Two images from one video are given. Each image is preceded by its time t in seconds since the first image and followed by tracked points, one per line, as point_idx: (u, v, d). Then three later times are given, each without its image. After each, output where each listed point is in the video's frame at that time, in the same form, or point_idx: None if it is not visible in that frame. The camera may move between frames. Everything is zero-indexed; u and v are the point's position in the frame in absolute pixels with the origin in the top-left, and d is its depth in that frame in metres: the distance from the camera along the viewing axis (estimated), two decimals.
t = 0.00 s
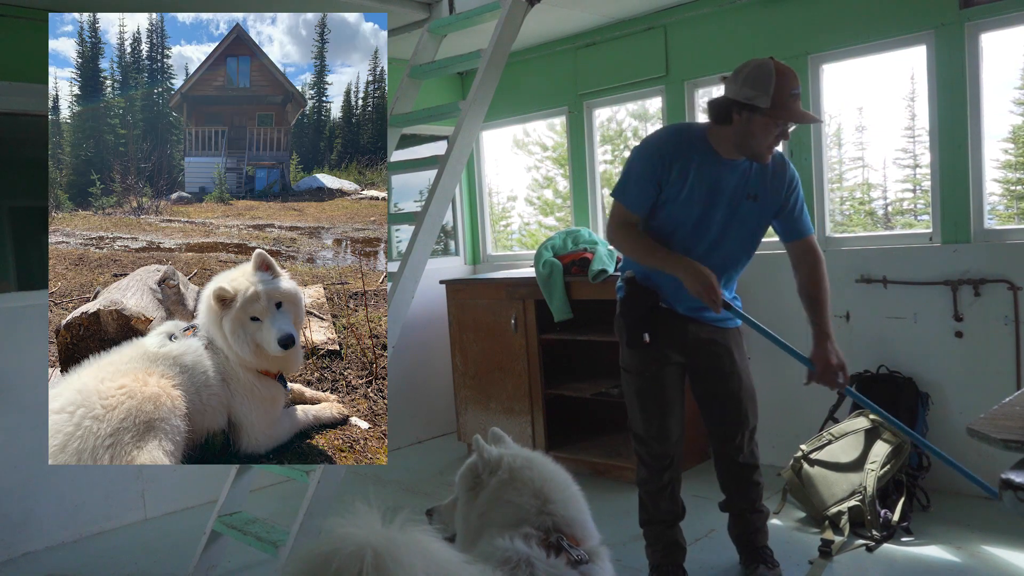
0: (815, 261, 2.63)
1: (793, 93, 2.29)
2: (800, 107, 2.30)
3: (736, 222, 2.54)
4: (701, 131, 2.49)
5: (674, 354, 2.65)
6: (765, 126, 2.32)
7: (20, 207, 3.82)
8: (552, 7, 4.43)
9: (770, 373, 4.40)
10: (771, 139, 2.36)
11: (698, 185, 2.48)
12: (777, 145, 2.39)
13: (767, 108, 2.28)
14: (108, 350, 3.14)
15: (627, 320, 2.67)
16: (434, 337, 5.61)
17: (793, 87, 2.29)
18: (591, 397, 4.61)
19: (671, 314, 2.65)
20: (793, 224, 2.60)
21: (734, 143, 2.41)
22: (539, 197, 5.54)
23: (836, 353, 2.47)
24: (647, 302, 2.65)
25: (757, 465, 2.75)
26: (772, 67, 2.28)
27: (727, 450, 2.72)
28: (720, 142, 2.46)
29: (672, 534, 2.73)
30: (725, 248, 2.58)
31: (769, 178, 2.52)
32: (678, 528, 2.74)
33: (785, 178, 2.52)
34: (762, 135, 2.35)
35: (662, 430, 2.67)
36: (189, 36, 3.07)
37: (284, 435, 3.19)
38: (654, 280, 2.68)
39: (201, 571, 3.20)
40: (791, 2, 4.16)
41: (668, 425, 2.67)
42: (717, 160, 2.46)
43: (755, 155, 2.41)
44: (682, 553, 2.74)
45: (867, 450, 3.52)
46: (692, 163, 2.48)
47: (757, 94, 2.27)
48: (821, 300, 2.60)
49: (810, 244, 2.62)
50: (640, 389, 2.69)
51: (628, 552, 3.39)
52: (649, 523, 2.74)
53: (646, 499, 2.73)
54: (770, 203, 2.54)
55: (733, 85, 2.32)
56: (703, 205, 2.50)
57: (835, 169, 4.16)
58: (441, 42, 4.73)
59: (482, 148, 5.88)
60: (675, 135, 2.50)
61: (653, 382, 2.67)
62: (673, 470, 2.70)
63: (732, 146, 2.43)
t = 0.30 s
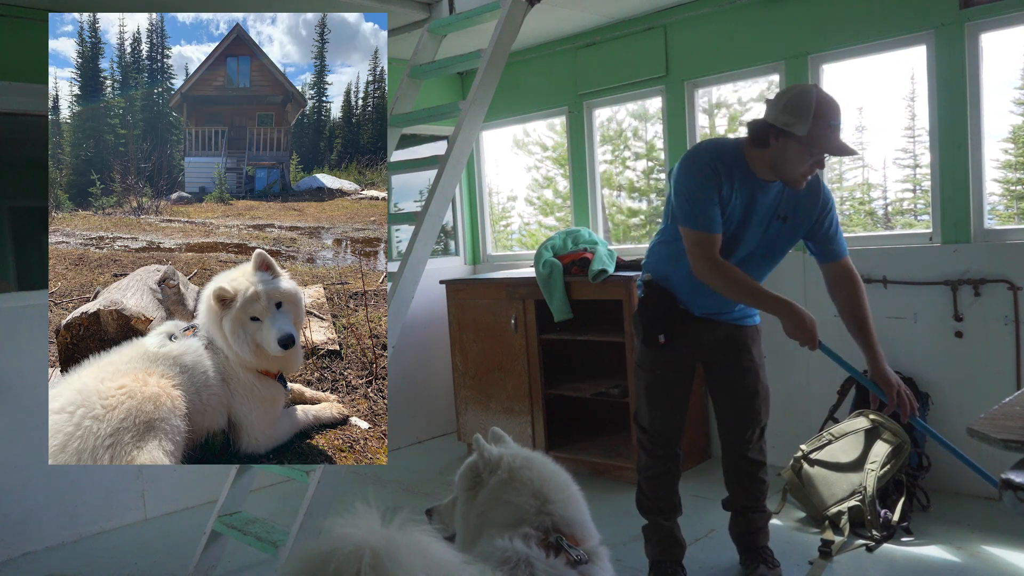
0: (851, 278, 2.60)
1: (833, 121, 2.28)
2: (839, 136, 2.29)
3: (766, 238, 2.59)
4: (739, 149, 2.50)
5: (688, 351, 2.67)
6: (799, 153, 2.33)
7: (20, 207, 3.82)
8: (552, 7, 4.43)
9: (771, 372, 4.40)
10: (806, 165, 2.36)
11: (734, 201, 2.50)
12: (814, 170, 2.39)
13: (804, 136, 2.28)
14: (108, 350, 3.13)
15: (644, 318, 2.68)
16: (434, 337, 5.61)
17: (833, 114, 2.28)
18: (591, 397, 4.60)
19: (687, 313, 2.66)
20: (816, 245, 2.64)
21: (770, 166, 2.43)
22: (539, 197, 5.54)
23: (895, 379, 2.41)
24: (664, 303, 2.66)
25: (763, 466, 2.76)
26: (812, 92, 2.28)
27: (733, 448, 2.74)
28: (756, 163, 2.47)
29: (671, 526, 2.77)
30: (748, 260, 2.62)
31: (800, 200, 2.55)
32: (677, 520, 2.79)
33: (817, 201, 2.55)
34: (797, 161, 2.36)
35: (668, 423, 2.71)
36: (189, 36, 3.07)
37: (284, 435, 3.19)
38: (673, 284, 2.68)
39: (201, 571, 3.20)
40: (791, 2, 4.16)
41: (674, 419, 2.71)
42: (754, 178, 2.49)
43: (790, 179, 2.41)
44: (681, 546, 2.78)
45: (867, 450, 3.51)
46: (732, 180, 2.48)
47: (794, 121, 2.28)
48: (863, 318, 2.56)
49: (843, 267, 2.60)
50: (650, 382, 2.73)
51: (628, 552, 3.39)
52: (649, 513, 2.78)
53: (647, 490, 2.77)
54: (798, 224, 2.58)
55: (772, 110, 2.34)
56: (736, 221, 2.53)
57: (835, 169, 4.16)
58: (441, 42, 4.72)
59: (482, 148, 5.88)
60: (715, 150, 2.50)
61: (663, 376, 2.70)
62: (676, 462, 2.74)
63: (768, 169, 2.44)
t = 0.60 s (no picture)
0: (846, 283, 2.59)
1: (844, 127, 2.24)
2: (851, 142, 2.24)
3: (772, 238, 2.56)
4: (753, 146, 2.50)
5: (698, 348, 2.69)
6: (809, 155, 2.31)
7: (21, 207, 3.82)
8: (552, 7, 4.43)
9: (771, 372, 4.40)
10: (815, 169, 2.33)
11: (736, 199, 2.51)
12: (824, 174, 2.36)
13: (812, 140, 2.26)
14: (108, 350, 3.13)
15: (658, 310, 2.74)
16: (434, 337, 5.61)
17: (845, 120, 2.23)
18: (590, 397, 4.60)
19: (697, 308, 2.68)
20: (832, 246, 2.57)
21: (782, 167, 2.42)
22: (539, 197, 5.54)
23: (842, 398, 2.50)
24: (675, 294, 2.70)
25: (769, 469, 2.75)
26: (825, 96, 2.24)
27: (738, 449, 2.73)
28: (770, 164, 2.46)
29: (673, 521, 2.79)
30: (758, 260, 2.59)
31: (813, 199, 2.49)
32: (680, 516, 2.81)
33: (829, 199, 2.49)
34: (805, 164, 2.34)
35: (676, 418, 2.74)
36: (189, 36, 3.07)
37: (284, 435, 3.19)
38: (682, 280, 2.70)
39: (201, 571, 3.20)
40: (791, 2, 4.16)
41: (683, 415, 2.74)
42: (759, 176, 2.47)
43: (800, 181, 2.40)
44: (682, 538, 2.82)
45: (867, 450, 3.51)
46: (734, 178, 2.49)
47: (804, 124, 2.26)
48: (841, 320, 2.59)
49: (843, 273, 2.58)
50: (661, 376, 2.78)
51: (628, 551, 3.39)
52: (654, 505, 2.82)
53: (654, 484, 2.80)
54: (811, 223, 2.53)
55: (784, 111, 2.33)
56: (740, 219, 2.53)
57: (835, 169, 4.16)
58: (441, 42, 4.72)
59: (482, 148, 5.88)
60: (720, 145, 2.51)
61: (673, 371, 2.74)
62: (682, 459, 2.76)
63: (779, 169, 2.43)
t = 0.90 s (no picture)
0: (799, 262, 2.56)
1: (833, 98, 2.27)
2: (840, 113, 2.28)
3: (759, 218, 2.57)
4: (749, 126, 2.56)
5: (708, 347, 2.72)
6: (801, 126, 2.34)
7: (21, 207, 3.82)
8: (553, 7, 4.43)
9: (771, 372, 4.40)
10: (806, 142, 2.36)
11: (730, 180, 2.58)
12: (817, 148, 2.38)
13: (802, 110, 2.30)
14: (108, 350, 3.13)
15: (669, 307, 2.77)
16: (434, 337, 5.61)
17: (834, 91, 2.27)
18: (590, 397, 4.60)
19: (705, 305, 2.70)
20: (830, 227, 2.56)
21: (776, 143, 2.46)
22: (539, 197, 5.54)
23: (727, 343, 2.51)
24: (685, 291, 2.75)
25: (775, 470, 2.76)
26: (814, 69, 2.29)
27: (746, 449, 2.75)
28: (765, 143, 2.50)
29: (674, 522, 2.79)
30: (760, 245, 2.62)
31: (808, 176, 2.52)
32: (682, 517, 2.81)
33: (819, 180, 2.53)
34: (797, 137, 2.37)
35: (683, 418, 2.74)
36: (189, 36, 3.07)
37: (284, 435, 3.19)
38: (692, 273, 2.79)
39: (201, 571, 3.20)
40: (791, 2, 4.16)
41: (689, 415, 2.74)
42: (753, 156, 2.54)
43: (793, 156, 2.43)
44: (680, 540, 2.81)
45: (867, 450, 3.51)
46: (728, 159, 2.57)
47: (793, 95, 2.30)
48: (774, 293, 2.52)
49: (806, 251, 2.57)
50: (669, 376, 2.78)
51: (629, 551, 3.39)
52: (654, 505, 2.80)
53: (655, 484, 2.79)
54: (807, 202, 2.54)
55: (775, 85, 2.37)
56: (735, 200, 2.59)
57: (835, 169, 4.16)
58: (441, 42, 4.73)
59: (482, 148, 5.87)
60: (714, 130, 2.62)
61: (681, 371, 2.75)
62: (687, 459, 2.76)
63: (774, 146, 2.48)
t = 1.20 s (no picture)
0: (824, 250, 2.57)
1: (805, 73, 2.37)
2: (813, 87, 2.37)
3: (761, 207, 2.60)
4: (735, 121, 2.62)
5: (717, 348, 2.68)
6: (778, 106, 2.43)
7: (21, 207, 3.82)
8: (553, 7, 4.42)
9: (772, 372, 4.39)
10: (786, 120, 2.45)
11: (726, 172, 2.61)
12: (798, 126, 2.46)
13: (777, 89, 2.39)
14: (108, 350, 3.14)
15: (675, 309, 2.72)
16: (434, 337, 5.61)
17: (805, 67, 2.37)
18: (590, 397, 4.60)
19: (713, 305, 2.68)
20: (832, 210, 2.56)
21: (758, 127, 2.55)
22: (539, 197, 5.54)
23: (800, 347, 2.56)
24: (692, 293, 2.69)
25: (779, 468, 2.76)
26: (784, 49, 2.39)
27: (751, 449, 2.76)
28: (750, 133, 2.58)
29: (675, 526, 2.79)
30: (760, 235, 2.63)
31: (799, 161, 2.56)
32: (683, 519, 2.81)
33: (813, 161, 2.55)
34: (777, 117, 2.46)
35: (688, 421, 2.73)
36: (189, 37, 3.07)
37: (284, 435, 3.19)
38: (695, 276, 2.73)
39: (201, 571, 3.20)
40: (791, 2, 4.16)
41: (694, 418, 2.72)
42: (743, 147, 2.59)
43: (775, 136, 2.51)
44: (680, 543, 2.81)
45: (868, 451, 3.51)
46: (720, 152, 2.61)
47: (767, 76, 2.40)
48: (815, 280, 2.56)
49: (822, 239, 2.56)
50: (675, 379, 2.76)
51: (629, 552, 3.39)
52: (655, 509, 2.80)
53: (657, 487, 2.78)
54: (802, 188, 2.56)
55: (748, 72, 2.48)
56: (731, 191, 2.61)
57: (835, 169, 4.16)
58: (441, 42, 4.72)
59: (482, 148, 5.87)
60: (702, 129, 2.66)
61: (687, 373, 2.72)
62: (691, 463, 2.75)
63: (757, 131, 2.56)
